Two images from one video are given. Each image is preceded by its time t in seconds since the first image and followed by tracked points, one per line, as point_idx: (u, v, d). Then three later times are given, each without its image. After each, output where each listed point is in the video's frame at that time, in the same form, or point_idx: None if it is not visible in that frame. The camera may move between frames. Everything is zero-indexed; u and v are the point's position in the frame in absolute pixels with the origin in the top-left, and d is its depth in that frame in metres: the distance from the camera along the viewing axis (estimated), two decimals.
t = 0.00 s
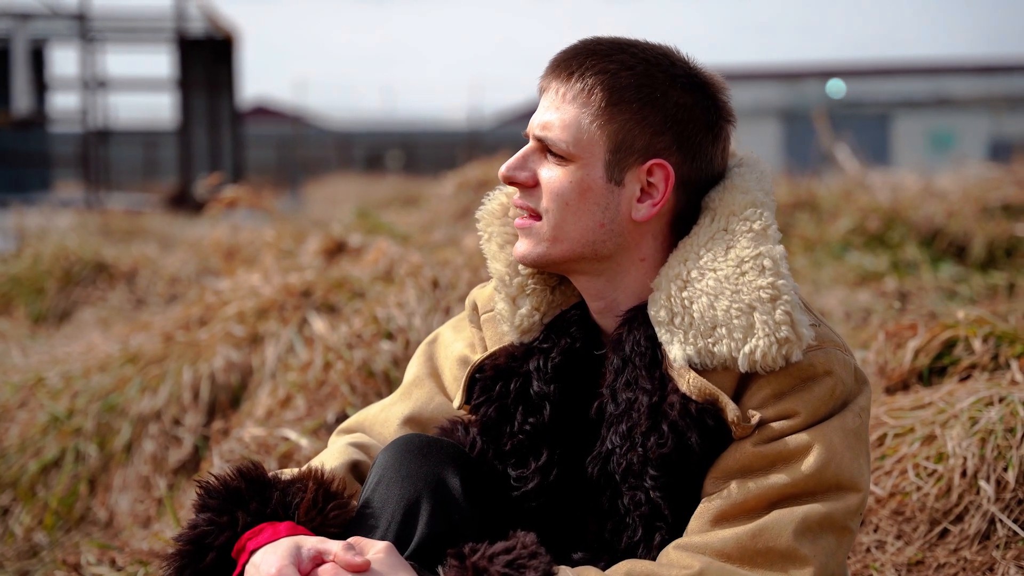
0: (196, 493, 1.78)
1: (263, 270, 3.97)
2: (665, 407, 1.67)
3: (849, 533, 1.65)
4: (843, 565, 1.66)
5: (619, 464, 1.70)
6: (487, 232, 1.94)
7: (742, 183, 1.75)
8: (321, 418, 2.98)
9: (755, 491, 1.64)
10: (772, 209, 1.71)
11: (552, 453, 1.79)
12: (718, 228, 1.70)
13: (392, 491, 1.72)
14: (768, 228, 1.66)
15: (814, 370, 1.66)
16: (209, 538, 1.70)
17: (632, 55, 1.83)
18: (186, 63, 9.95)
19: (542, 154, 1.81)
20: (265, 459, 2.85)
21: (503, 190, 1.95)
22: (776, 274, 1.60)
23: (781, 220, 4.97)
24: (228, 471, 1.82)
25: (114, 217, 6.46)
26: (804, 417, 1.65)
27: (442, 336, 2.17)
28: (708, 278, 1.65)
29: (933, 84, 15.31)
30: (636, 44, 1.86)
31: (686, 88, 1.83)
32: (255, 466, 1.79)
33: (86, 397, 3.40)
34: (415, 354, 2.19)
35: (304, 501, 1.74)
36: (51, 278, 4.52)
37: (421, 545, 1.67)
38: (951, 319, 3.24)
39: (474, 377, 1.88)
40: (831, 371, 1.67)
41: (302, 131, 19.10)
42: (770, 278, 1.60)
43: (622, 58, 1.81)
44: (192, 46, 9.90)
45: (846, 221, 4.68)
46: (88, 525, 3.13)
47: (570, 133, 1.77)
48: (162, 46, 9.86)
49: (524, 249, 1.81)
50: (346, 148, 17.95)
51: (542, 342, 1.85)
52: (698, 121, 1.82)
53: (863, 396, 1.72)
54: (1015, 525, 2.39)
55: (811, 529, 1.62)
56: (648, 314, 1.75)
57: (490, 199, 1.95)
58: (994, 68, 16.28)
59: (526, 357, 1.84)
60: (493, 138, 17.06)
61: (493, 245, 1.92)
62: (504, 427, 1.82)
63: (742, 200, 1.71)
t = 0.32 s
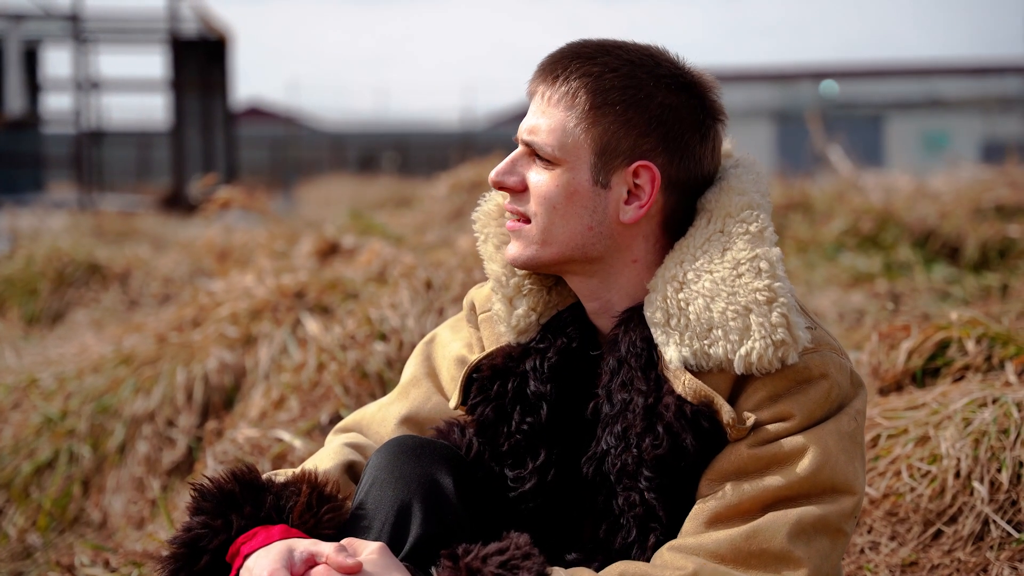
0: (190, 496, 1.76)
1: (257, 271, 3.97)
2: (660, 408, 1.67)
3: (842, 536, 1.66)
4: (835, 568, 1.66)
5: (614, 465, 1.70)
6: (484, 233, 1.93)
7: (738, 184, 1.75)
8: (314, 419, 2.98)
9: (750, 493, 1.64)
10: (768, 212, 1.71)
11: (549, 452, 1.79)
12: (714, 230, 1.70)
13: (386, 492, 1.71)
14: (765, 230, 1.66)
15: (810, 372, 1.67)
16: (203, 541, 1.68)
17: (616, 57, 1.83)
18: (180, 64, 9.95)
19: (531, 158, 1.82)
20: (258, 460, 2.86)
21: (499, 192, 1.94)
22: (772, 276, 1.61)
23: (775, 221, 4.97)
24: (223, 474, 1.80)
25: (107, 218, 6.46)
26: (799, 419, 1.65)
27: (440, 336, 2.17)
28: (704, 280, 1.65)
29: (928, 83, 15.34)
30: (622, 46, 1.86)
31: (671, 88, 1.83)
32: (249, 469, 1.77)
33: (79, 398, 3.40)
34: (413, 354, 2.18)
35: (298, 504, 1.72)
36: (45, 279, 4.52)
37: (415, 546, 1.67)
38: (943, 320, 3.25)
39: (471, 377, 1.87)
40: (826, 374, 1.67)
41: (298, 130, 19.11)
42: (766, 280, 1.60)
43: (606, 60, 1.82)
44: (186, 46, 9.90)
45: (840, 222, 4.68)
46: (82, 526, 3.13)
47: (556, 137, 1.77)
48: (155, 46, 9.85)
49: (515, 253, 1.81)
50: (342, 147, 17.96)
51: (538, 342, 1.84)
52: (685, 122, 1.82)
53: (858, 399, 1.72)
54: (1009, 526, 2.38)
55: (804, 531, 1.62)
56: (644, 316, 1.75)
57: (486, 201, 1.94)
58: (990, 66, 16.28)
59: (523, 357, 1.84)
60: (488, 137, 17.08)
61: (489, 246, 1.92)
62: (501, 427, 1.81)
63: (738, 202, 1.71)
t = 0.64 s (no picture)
0: (183, 497, 1.76)
1: (252, 273, 3.97)
2: (652, 409, 1.67)
3: (834, 538, 1.66)
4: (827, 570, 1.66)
5: (606, 467, 1.70)
6: (477, 235, 1.94)
7: (729, 186, 1.76)
8: (309, 420, 2.98)
9: (742, 496, 1.64)
10: (758, 214, 1.71)
11: (543, 453, 1.79)
12: (705, 232, 1.70)
13: (378, 494, 1.71)
14: (755, 232, 1.66)
15: (801, 374, 1.67)
16: (195, 542, 1.68)
17: (601, 62, 1.83)
18: (176, 65, 9.94)
19: (519, 163, 1.82)
20: (253, 461, 2.85)
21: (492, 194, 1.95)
22: (763, 278, 1.61)
23: (771, 223, 4.98)
24: (216, 474, 1.80)
25: (101, 219, 6.46)
26: (791, 420, 1.65)
27: (437, 337, 2.17)
28: (695, 283, 1.65)
29: (922, 84, 15.39)
30: (608, 50, 1.86)
31: (658, 92, 1.83)
32: (242, 470, 1.77)
33: (74, 399, 3.40)
34: (409, 356, 2.18)
35: (291, 506, 1.72)
36: (40, 280, 4.51)
37: (408, 548, 1.67)
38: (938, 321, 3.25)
39: (465, 377, 1.87)
40: (818, 375, 1.67)
41: (294, 131, 19.11)
42: (756, 282, 1.60)
43: (591, 66, 1.82)
44: (181, 47, 9.89)
45: (835, 223, 4.68)
46: (77, 527, 3.12)
47: (542, 144, 1.78)
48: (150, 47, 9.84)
49: (504, 257, 1.82)
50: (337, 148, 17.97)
51: (532, 343, 1.85)
52: (671, 126, 1.82)
53: (849, 401, 1.73)
54: (1003, 528, 2.39)
55: (796, 533, 1.62)
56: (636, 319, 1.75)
57: (479, 204, 1.95)
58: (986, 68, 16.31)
59: (516, 358, 1.84)
60: (484, 139, 17.09)
61: (483, 248, 1.92)
62: (494, 428, 1.81)
63: (728, 204, 1.71)
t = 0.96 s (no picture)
0: (172, 501, 1.76)
1: (248, 274, 3.97)
2: (640, 404, 1.67)
3: (824, 532, 1.66)
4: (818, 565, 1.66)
5: (597, 463, 1.70)
6: (466, 234, 1.94)
7: (714, 182, 1.77)
8: (306, 421, 2.98)
9: (731, 491, 1.64)
10: (743, 209, 1.72)
11: (532, 449, 1.79)
12: (690, 227, 1.71)
13: (366, 493, 1.71)
14: (739, 226, 1.67)
15: (788, 368, 1.67)
16: (184, 546, 1.68)
17: (598, 54, 1.84)
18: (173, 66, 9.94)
19: (512, 153, 1.82)
20: (250, 462, 2.85)
21: (482, 192, 1.95)
22: (747, 272, 1.61)
23: (767, 224, 4.98)
24: (205, 479, 1.80)
25: (96, 220, 6.45)
26: (779, 415, 1.66)
27: (428, 340, 2.17)
28: (681, 278, 1.65)
29: (920, 85, 15.41)
30: (605, 44, 1.88)
31: (653, 85, 1.84)
32: (231, 473, 1.77)
33: (70, 400, 3.40)
34: (400, 358, 2.18)
35: (279, 509, 1.72)
36: (36, 281, 4.51)
37: (398, 547, 1.67)
38: (934, 322, 3.25)
39: (455, 375, 1.88)
40: (804, 369, 1.68)
41: (292, 132, 19.11)
42: (741, 275, 1.60)
43: (588, 57, 1.83)
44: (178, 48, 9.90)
45: (831, 224, 4.69)
46: (73, 527, 3.12)
47: (537, 133, 1.78)
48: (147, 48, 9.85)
49: (496, 246, 1.81)
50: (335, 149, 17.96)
51: (521, 340, 1.85)
52: (665, 118, 1.83)
53: (836, 395, 1.73)
54: (999, 528, 2.39)
55: (786, 528, 1.62)
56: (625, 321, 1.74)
57: (468, 202, 1.95)
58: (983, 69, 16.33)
59: (505, 355, 1.84)
60: (482, 140, 17.09)
61: (472, 247, 1.92)
62: (483, 425, 1.81)
63: (714, 198, 1.72)
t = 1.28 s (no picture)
0: (168, 504, 1.76)
1: (245, 274, 3.97)
2: (639, 404, 1.67)
3: (822, 531, 1.66)
4: (816, 564, 1.66)
5: (596, 464, 1.69)
6: (464, 235, 1.94)
7: (710, 181, 1.77)
8: (302, 421, 2.98)
9: (730, 490, 1.64)
10: (739, 208, 1.72)
11: (529, 450, 1.79)
12: (687, 227, 1.71)
13: (362, 493, 1.71)
14: (736, 225, 1.67)
15: (787, 367, 1.67)
16: (180, 548, 1.68)
17: (588, 56, 1.85)
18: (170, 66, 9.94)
19: (507, 157, 1.82)
20: (246, 463, 2.85)
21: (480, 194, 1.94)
22: (745, 270, 1.61)
23: (764, 225, 4.98)
24: (200, 481, 1.80)
25: (93, 220, 6.46)
26: (778, 414, 1.66)
27: (425, 341, 2.17)
28: (679, 278, 1.65)
29: (918, 86, 15.43)
30: (594, 45, 1.88)
31: (644, 84, 1.84)
32: (226, 475, 1.77)
33: (67, 400, 3.40)
34: (397, 360, 2.18)
35: (275, 509, 1.72)
36: (33, 281, 4.51)
37: (394, 547, 1.67)
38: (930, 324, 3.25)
39: (453, 375, 1.87)
40: (803, 369, 1.68)
41: (290, 132, 19.12)
42: (739, 275, 1.60)
43: (579, 58, 1.83)
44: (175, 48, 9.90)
45: (828, 225, 4.69)
46: (70, 528, 3.13)
47: (531, 136, 1.78)
48: (144, 48, 9.86)
49: (494, 252, 1.82)
50: (333, 150, 17.98)
51: (520, 342, 1.85)
52: (659, 117, 1.83)
53: (835, 395, 1.73)
54: (996, 530, 2.39)
55: (785, 527, 1.62)
56: (624, 323, 1.75)
57: (466, 204, 1.95)
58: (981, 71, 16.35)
59: (503, 357, 1.84)
60: (479, 141, 17.11)
61: (470, 249, 1.92)
62: (480, 426, 1.81)
63: (709, 198, 1.72)
